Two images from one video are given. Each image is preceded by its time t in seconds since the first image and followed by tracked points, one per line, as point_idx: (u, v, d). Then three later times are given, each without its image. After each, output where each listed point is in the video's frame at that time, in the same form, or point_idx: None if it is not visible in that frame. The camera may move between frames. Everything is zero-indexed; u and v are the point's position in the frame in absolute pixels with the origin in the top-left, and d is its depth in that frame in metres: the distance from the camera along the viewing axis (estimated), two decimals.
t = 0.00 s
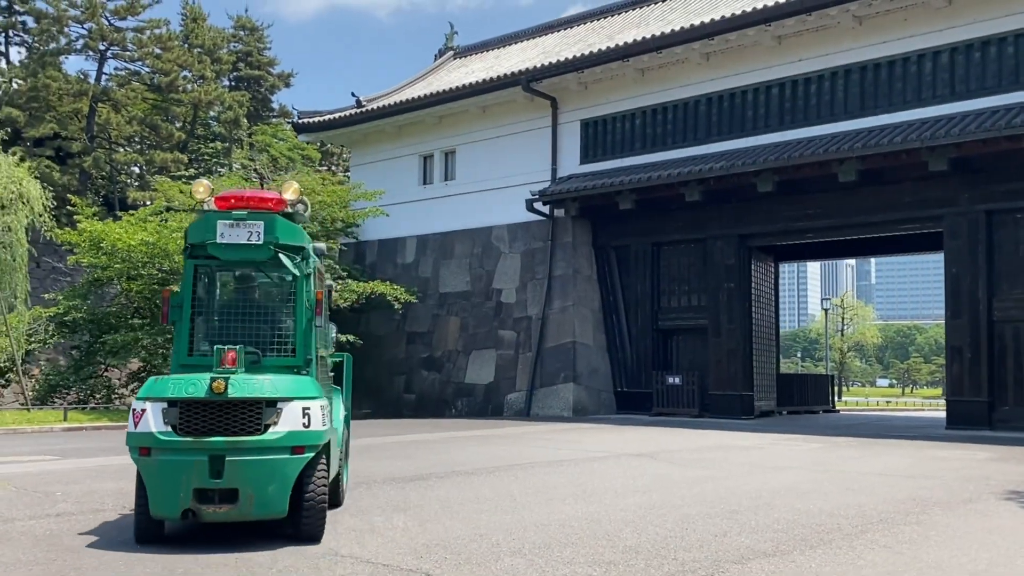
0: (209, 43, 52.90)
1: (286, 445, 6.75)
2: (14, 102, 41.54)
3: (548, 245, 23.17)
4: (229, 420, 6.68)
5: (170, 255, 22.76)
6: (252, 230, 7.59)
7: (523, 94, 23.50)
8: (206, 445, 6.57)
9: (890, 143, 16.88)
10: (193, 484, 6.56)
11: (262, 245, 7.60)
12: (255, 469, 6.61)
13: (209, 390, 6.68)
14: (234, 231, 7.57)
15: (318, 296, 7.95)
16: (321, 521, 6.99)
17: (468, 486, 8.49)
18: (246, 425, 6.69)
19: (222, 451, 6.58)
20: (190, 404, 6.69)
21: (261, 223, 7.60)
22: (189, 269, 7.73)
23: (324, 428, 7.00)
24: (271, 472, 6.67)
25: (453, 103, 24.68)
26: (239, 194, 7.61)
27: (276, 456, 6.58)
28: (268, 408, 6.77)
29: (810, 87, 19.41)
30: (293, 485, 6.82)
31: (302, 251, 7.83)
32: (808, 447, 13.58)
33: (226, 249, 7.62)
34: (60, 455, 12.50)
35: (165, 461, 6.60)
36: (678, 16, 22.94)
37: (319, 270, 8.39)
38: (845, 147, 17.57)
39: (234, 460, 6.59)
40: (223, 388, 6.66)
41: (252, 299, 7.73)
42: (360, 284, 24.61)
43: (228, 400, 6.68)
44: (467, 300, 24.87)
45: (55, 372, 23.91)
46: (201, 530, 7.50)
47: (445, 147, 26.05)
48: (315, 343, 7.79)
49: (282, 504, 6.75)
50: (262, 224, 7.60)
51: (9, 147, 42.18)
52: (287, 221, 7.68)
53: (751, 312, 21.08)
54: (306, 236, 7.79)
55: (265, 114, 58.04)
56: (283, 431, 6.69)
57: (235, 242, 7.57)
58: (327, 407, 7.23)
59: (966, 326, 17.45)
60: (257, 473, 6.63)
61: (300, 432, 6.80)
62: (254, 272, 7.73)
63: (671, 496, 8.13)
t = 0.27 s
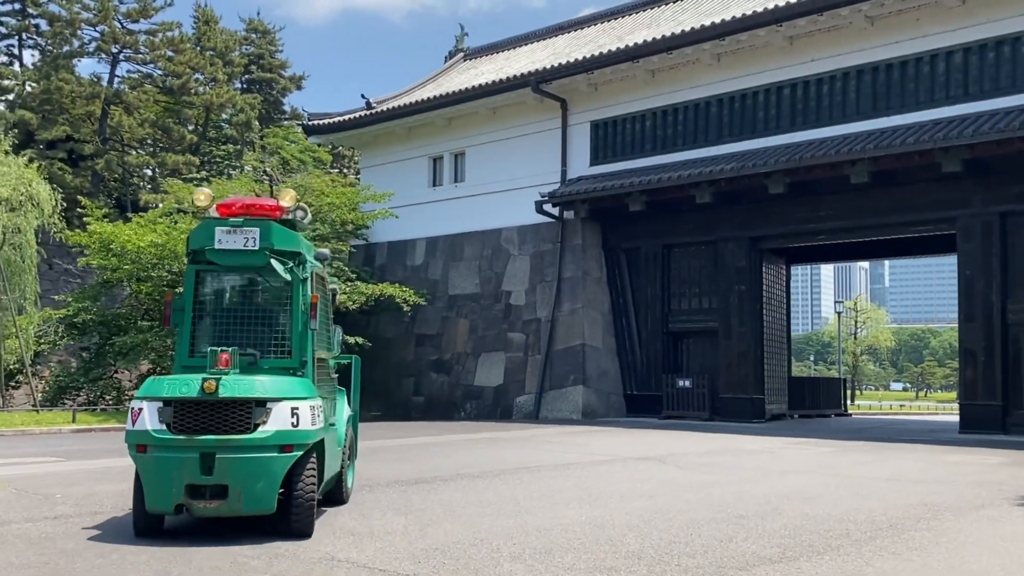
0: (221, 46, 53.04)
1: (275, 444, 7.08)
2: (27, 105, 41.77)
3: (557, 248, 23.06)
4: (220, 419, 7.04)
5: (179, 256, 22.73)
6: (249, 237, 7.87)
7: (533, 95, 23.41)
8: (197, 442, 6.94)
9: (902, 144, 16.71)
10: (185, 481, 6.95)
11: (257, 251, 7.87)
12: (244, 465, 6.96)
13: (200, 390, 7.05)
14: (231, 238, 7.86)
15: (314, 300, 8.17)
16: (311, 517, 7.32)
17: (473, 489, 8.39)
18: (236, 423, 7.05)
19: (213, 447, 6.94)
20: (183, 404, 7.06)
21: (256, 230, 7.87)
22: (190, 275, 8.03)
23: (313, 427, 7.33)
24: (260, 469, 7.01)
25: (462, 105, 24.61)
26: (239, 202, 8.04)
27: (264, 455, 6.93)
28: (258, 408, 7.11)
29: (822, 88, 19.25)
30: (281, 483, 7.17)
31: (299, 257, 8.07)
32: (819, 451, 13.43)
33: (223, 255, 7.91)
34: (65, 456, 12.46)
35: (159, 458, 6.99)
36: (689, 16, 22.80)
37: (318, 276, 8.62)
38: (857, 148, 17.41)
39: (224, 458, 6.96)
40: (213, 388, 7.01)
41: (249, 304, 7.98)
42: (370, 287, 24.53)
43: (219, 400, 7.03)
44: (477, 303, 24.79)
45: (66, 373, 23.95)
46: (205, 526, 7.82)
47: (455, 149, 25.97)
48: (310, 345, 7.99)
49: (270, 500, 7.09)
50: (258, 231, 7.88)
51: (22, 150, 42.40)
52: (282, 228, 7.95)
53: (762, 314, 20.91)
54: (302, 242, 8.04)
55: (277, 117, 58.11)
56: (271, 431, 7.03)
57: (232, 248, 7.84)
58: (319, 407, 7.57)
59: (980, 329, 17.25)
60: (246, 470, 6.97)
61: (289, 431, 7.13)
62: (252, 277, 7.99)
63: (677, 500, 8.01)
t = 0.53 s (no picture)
0: (233, 49, 53.15)
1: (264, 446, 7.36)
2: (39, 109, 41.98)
3: (566, 251, 22.94)
4: (211, 421, 7.36)
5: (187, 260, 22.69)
6: (245, 246, 8.19)
7: (542, 98, 23.32)
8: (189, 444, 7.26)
9: (913, 146, 16.53)
10: (178, 480, 7.28)
11: (253, 259, 8.18)
12: (234, 466, 7.25)
13: (193, 394, 7.38)
14: (228, 248, 8.19)
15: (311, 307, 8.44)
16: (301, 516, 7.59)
17: (474, 496, 8.29)
18: (227, 426, 7.35)
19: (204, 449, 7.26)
20: (178, 407, 7.41)
21: (252, 239, 8.17)
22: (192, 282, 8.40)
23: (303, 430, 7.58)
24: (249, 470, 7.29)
25: (471, 107, 24.53)
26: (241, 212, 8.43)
27: (252, 457, 7.23)
28: (248, 411, 7.39)
29: (832, 90, 19.08)
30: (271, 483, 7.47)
31: (295, 265, 8.35)
32: (829, 457, 13.28)
33: (222, 264, 8.25)
34: (69, 461, 12.42)
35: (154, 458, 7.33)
36: (699, 18, 22.66)
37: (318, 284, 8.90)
38: (868, 150, 17.23)
39: (215, 459, 7.27)
40: (205, 392, 7.33)
41: (248, 310, 8.32)
42: (379, 290, 24.44)
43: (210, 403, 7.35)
44: (486, 306, 24.70)
45: (75, 376, 23.97)
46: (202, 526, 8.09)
47: (464, 152, 25.88)
48: (306, 351, 8.28)
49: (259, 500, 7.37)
50: (254, 240, 8.18)
51: (34, 153, 42.60)
52: (278, 237, 8.23)
53: (773, 318, 20.73)
54: (297, 251, 8.32)
55: (288, 121, 58.17)
56: (260, 433, 7.30)
57: (229, 257, 8.18)
58: (311, 410, 7.84)
59: (994, 333, 17.03)
60: (236, 470, 7.27)
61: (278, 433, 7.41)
62: (250, 285, 8.32)
63: (681, 507, 7.88)
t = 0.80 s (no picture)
0: (244, 55, 53.25)
1: (253, 446, 7.61)
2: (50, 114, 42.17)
3: (574, 254, 22.83)
4: (203, 421, 7.65)
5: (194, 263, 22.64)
6: (241, 254, 8.45)
7: (549, 101, 23.23)
8: (181, 444, 7.56)
9: (923, 147, 16.37)
10: (170, 478, 7.59)
11: (249, 266, 8.44)
12: (223, 465, 7.52)
13: (186, 395, 7.69)
14: (225, 255, 8.48)
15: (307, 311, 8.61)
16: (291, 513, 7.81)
17: (472, 501, 8.20)
18: (217, 427, 7.62)
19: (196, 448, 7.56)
20: (172, 408, 7.72)
21: (248, 246, 8.44)
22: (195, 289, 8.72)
23: (292, 431, 7.80)
24: (238, 469, 7.55)
25: (478, 111, 24.47)
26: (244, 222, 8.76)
27: (240, 456, 7.48)
28: (237, 413, 7.65)
29: (841, 91, 18.91)
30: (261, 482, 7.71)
31: (292, 271, 8.55)
32: (836, 461, 13.13)
33: (220, 271, 8.53)
34: (70, 464, 12.37)
35: (149, 458, 7.66)
36: (707, 20, 22.53)
37: (319, 290, 9.08)
38: (877, 152, 17.08)
39: (206, 458, 7.56)
40: (197, 394, 7.63)
41: (246, 315, 8.56)
42: (386, 294, 24.35)
43: (201, 405, 7.64)
44: (493, 309, 24.62)
45: (83, 380, 23.97)
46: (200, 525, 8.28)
47: (471, 155, 25.80)
48: (301, 354, 8.45)
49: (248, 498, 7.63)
50: (250, 247, 8.45)
51: (45, 158, 42.77)
52: (273, 244, 8.47)
53: (782, 321, 20.57)
54: (293, 258, 8.53)
55: (299, 125, 58.21)
56: (247, 434, 7.54)
57: (226, 264, 8.45)
58: (304, 412, 8.07)
59: (1005, 336, 16.83)
60: (225, 470, 7.54)
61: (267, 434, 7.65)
62: (249, 291, 8.57)
63: (683, 512, 7.76)
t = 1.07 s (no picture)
0: (251, 60, 53.43)
1: (240, 449, 7.90)
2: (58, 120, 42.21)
3: (579, 258, 22.63)
4: (193, 426, 7.97)
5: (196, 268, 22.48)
6: (235, 263, 8.73)
7: (554, 104, 23.06)
8: (172, 447, 7.87)
9: (931, 149, 16.13)
10: (162, 479, 7.92)
11: (243, 275, 8.70)
12: (211, 467, 7.80)
13: (177, 400, 8.01)
14: (220, 265, 8.76)
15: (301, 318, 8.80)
16: (281, 514, 8.02)
17: (467, 509, 8.00)
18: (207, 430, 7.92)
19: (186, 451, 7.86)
20: (166, 413, 8.05)
21: (241, 257, 8.72)
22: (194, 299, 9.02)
23: (280, 435, 8.08)
24: (226, 471, 7.83)
25: (482, 114, 24.31)
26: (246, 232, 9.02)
27: (226, 458, 7.75)
28: (226, 417, 7.96)
29: (849, 93, 18.67)
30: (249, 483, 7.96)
31: (285, 280, 8.77)
32: (844, 468, 12.89)
33: (215, 281, 8.81)
34: (66, 472, 12.22)
35: (143, 460, 7.98)
36: (713, 22, 22.31)
37: (316, 298, 9.27)
38: (885, 154, 16.84)
39: (196, 461, 7.86)
40: (187, 399, 7.95)
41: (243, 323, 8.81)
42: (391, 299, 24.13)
43: (193, 409, 7.96)
44: (498, 315, 24.43)
45: (86, 386, 23.85)
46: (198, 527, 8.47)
47: (476, 159, 25.63)
48: (294, 359, 8.62)
49: (235, 500, 7.89)
50: (244, 257, 8.71)
51: (53, 164, 42.82)
52: (266, 254, 8.70)
53: (790, 326, 20.31)
54: (286, 266, 8.76)
55: (306, 131, 58.08)
56: (236, 437, 7.85)
57: (221, 274, 8.74)
58: (295, 416, 8.33)
59: (1016, 341, 16.54)
60: (213, 471, 7.82)
61: (255, 437, 7.92)
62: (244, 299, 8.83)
63: (682, 521, 7.54)
